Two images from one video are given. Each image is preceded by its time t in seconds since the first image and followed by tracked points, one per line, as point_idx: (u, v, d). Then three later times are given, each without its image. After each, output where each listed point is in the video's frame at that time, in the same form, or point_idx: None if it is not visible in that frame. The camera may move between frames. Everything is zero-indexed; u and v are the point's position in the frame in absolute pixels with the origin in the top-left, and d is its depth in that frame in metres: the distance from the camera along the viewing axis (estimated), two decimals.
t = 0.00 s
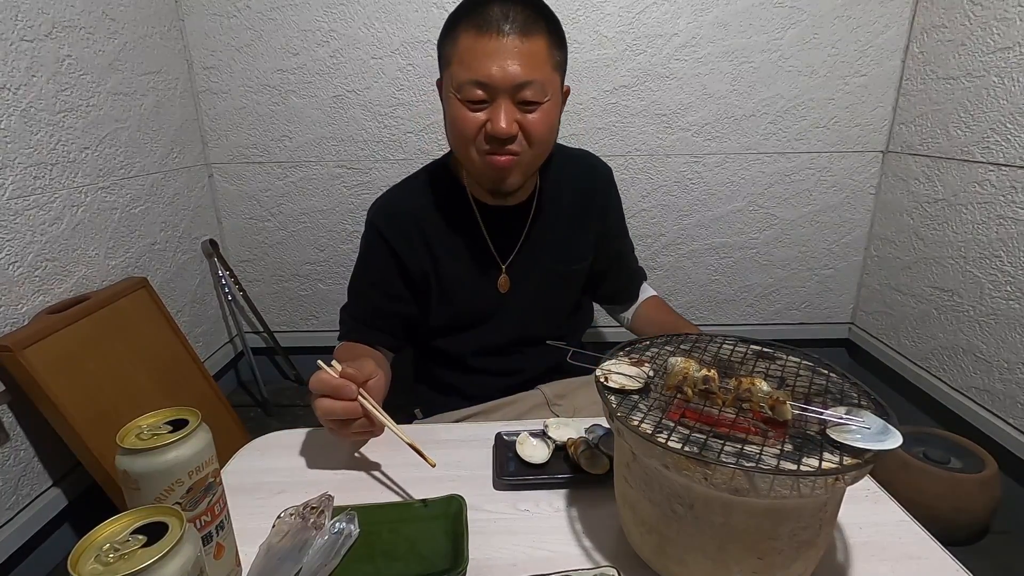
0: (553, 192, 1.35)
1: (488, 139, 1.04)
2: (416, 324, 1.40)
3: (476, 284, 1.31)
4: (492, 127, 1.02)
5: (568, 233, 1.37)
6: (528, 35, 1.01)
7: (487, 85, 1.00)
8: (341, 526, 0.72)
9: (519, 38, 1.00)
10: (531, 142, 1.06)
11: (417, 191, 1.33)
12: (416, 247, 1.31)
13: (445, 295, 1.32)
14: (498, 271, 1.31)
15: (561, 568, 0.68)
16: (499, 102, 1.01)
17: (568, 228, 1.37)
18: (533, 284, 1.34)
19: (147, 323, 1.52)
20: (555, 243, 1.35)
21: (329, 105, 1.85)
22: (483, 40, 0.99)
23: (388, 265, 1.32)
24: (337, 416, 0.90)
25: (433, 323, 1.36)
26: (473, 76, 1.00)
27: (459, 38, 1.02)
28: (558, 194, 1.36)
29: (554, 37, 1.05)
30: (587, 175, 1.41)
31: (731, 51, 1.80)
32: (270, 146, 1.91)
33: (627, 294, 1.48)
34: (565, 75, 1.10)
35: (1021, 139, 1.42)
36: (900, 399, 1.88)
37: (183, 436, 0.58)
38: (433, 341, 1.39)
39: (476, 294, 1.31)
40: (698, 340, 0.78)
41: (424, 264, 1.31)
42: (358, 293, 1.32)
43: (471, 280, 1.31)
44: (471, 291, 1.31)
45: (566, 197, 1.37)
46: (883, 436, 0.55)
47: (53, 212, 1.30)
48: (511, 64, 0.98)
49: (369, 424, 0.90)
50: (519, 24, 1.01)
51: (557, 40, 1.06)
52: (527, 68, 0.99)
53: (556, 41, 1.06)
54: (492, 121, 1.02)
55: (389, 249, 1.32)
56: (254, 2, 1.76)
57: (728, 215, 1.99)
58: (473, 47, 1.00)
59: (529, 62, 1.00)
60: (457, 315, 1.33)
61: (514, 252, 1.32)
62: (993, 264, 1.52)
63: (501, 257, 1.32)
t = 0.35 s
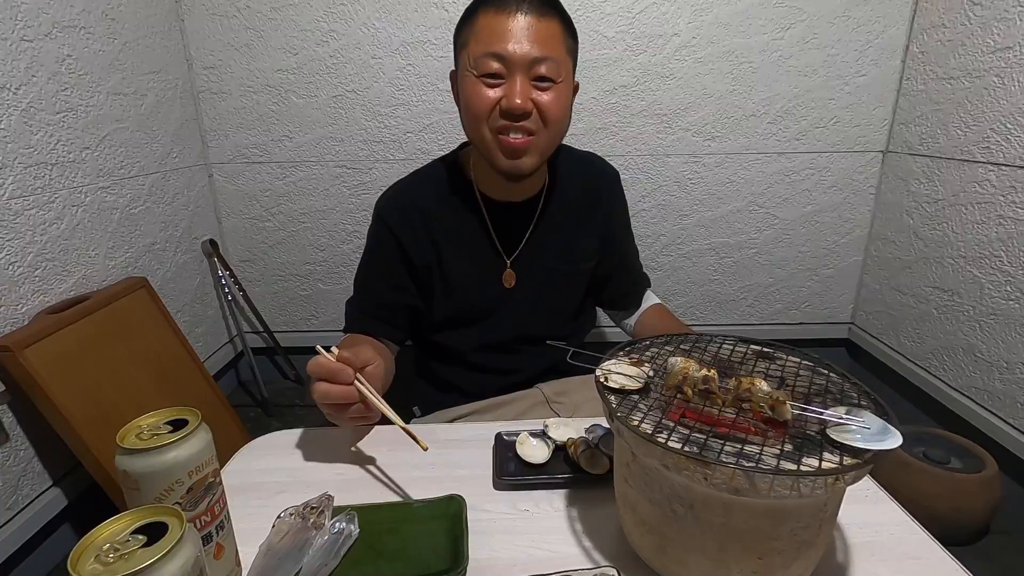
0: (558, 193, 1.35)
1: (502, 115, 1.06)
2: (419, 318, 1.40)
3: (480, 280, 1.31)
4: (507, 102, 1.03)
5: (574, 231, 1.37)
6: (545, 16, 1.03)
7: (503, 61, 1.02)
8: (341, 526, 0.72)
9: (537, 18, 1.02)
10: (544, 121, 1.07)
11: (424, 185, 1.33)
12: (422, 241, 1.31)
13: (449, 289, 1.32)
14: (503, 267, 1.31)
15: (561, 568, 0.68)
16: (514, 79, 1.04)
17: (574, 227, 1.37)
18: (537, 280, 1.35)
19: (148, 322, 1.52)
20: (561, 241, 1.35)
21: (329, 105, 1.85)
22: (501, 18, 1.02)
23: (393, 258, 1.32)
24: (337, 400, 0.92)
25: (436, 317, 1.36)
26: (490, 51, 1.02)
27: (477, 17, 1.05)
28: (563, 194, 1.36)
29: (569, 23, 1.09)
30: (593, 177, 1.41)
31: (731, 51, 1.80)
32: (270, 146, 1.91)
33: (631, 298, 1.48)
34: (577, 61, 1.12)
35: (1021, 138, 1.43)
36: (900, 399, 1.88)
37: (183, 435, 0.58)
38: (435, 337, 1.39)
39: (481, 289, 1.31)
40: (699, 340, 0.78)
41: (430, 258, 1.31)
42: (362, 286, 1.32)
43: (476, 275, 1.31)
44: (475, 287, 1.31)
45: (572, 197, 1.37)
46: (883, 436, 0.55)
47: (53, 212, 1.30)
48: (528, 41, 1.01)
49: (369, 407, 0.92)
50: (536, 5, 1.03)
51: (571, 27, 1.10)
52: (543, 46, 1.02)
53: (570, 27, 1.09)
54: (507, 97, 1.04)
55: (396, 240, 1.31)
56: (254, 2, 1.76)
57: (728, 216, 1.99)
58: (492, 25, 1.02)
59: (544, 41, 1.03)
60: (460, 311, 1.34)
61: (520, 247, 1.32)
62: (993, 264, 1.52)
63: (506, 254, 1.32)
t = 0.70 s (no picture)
0: (561, 194, 1.35)
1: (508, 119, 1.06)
2: (421, 317, 1.40)
3: (482, 280, 1.31)
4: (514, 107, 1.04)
5: (575, 233, 1.37)
6: (554, 20, 1.03)
7: (511, 65, 1.02)
8: (341, 526, 0.72)
9: (545, 22, 1.02)
10: (550, 124, 1.08)
11: (428, 183, 1.33)
12: (425, 239, 1.31)
13: (451, 288, 1.32)
14: (504, 268, 1.32)
15: (561, 568, 0.68)
16: (522, 81, 1.04)
17: (576, 229, 1.37)
18: (539, 281, 1.34)
19: (148, 322, 1.52)
20: (563, 243, 1.35)
21: (329, 105, 1.85)
22: (509, 21, 1.02)
23: (396, 256, 1.32)
24: (345, 396, 0.92)
25: (438, 315, 1.36)
26: (499, 54, 1.02)
27: (485, 20, 1.05)
28: (566, 195, 1.36)
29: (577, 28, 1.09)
30: (595, 178, 1.41)
31: (731, 51, 1.80)
32: (270, 146, 1.91)
33: (631, 300, 1.48)
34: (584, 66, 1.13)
35: (1021, 138, 1.43)
36: (901, 399, 1.88)
37: (183, 435, 0.58)
38: (436, 335, 1.39)
39: (483, 288, 1.32)
40: (699, 340, 0.78)
41: (432, 256, 1.31)
42: (363, 285, 1.32)
43: (477, 275, 1.31)
44: (477, 286, 1.31)
45: (574, 199, 1.37)
46: (883, 436, 0.55)
47: (53, 212, 1.30)
48: (537, 46, 1.01)
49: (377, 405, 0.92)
50: (545, 9, 1.03)
51: (578, 31, 1.10)
52: (551, 51, 1.02)
53: (578, 32, 1.09)
54: (514, 101, 1.04)
55: (399, 238, 1.31)
56: (254, 2, 1.76)
57: (728, 216, 1.99)
58: (500, 28, 1.02)
59: (553, 45, 1.03)
60: (462, 310, 1.34)
61: (521, 249, 1.32)
62: (993, 264, 1.52)
63: (508, 254, 1.32)
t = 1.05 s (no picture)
0: (564, 195, 1.35)
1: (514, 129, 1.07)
2: (423, 315, 1.40)
3: (484, 280, 1.31)
4: (519, 117, 1.04)
5: (579, 234, 1.37)
6: (561, 29, 1.02)
7: (517, 75, 1.02)
8: (342, 526, 0.72)
9: (552, 31, 1.02)
10: (554, 134, 1.08)
11: (431, 182, 1.33)
12: (428, 238, 1.31)
13: (454, 288, 1.33)
14: (508, 268, 1.32)
15: (561, 568, 0.68)
16: (528, 92, 1.04)
17: (579, 230, 1.37)
18: (541, 281, 1.34)
19: (148, 322, 1.52)
20: (566, 243, 1.36)
21: (329, 105, 1.85)
22: (515, 30, 1.01)
23: (399, 255, 1.32)
24: (349, 401, 0.92)
25: (440, 314, 1.36)
26: (504, 63, 1.02)
27: (492, 27, 1.04)
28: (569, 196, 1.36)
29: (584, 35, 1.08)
30: (598, 179, 1.41)
31: (731, 51, 1.80)
32: (270, 146, 1.91)
33: (631, 301, 1.48)
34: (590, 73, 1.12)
35: (1021, 139, 1.43)
36: (901, 399, 1.87)
37: (183, 435, 0.58)
38: (436, 335, 1.39)
39: (486, 288, 1.32)
40: (699, 340, 0.78)
41: (436, 256, 1.31)
42: (365, 283, 1.32)
43: (481, 275, 1.31)
44: (480, 286, 1.31)
45: (576, 200, 1.37)
46: (883, 437, 0.55)
47: (53, 212, 1.30)
48: (543, 56, 1.01)
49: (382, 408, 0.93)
50: (552, 17, 1.02)
51: (586, 38, 1.09)
52: (557, 61, 1.02)
53: (585, 39, 1.08)
54: (519, 110, 1.04)
55: (402, 236, 1.31)
56: (254, 2, 1.76)
57: (728, 215, 1.99)
58: (506, 37, 1.02)
59: (560, 55, 1.02)
60: (464, 310, 1.34)
61: (525, 249, 1.32)
62: (993, 264, 1.52)
63: (510, 254, 1.32)
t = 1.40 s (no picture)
0: (565, 196, 1.35)
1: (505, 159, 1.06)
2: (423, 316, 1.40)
3: (485, 282, 1.31)
4: (509, 150, 1.03)
5: (579, 236, 1.37)
6: (548, 56, 0.98)
7: (504, 109, 1.00)
8: (341, 526, 0.72)
9: (538, 60, 0.98)
10: (546, 158, 1.08)
11: (431, 183, 1.33)
12: (429, 240, 1.31)
13: (454, 289, 1.33)
14: (509, 269, 1.32)
15: (561, 568, 0.68)
16: (517, 125, 1.02)
17: (580, 232, 1.37)
18: (541, 282, 1.34)
19: (148, 322, 1.52)
20: (566, 245, 1.36)
21: (329, 105, 1.85)
22: (501, 62, 0.98)
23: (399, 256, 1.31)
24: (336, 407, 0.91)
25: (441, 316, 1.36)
26: (491, 99, 0.99)
27: (477, 56, 1.00)
28: (569, 197, 1.35)
29: (573, 53, 1.03)
30: (598, 180, 1.41)
31: (731, 51, 1.80)
32: (270, 146, 1.91)
33: (631, 302, 1.48)
34: (582, 89, 1.08)
35: (1021, 139, 1.43)
36: (901, 399, 1.88)
37: (183, 436, 0.58)
38: (437, 335, 1.39)
39: (485, 289, 1.32)
40: (699, 340, 0.78)
41: (437, 258, 1.31)
42: (365, 284, 1.32)
43: (481, 278, 1.31)
44: (481, 288, 1.31)
45: (577, 201, 1.36)
46: (883, 436, 0.55)
47: (52, 212, 1.30)
48: (530, 89, 0.98)
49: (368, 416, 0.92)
50: (539, 43, 0.98)
51: (576, 55, 1.04)
52: (545, 92, 0.99)
53: (575, 57, 1.04)
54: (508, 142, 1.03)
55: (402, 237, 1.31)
56: (254, 2, 1.76)
57: (728, 215, 1.99)
58: (492, 70, 0.98)
59: (547, 87, 0.99)
60: (464, 310, 1.34)
61: (525, 251, 1.32)
62: (993, 264, 1.52)
63: (510, 256, 1.32)
